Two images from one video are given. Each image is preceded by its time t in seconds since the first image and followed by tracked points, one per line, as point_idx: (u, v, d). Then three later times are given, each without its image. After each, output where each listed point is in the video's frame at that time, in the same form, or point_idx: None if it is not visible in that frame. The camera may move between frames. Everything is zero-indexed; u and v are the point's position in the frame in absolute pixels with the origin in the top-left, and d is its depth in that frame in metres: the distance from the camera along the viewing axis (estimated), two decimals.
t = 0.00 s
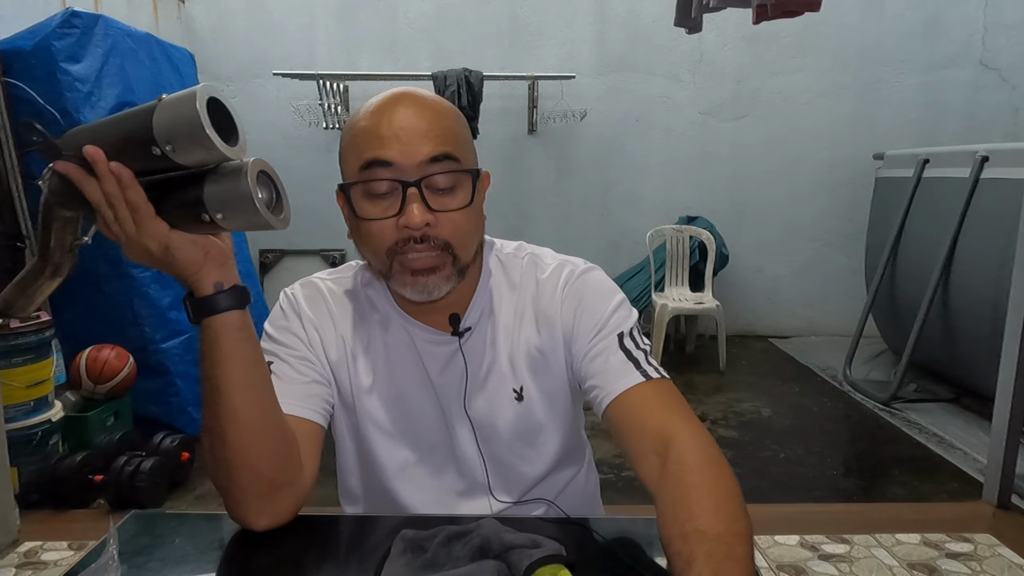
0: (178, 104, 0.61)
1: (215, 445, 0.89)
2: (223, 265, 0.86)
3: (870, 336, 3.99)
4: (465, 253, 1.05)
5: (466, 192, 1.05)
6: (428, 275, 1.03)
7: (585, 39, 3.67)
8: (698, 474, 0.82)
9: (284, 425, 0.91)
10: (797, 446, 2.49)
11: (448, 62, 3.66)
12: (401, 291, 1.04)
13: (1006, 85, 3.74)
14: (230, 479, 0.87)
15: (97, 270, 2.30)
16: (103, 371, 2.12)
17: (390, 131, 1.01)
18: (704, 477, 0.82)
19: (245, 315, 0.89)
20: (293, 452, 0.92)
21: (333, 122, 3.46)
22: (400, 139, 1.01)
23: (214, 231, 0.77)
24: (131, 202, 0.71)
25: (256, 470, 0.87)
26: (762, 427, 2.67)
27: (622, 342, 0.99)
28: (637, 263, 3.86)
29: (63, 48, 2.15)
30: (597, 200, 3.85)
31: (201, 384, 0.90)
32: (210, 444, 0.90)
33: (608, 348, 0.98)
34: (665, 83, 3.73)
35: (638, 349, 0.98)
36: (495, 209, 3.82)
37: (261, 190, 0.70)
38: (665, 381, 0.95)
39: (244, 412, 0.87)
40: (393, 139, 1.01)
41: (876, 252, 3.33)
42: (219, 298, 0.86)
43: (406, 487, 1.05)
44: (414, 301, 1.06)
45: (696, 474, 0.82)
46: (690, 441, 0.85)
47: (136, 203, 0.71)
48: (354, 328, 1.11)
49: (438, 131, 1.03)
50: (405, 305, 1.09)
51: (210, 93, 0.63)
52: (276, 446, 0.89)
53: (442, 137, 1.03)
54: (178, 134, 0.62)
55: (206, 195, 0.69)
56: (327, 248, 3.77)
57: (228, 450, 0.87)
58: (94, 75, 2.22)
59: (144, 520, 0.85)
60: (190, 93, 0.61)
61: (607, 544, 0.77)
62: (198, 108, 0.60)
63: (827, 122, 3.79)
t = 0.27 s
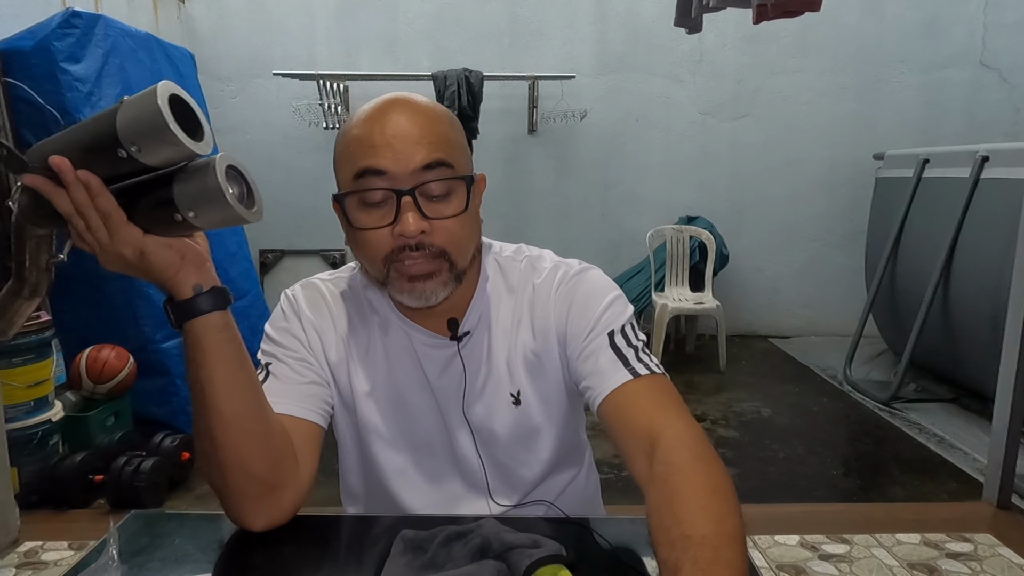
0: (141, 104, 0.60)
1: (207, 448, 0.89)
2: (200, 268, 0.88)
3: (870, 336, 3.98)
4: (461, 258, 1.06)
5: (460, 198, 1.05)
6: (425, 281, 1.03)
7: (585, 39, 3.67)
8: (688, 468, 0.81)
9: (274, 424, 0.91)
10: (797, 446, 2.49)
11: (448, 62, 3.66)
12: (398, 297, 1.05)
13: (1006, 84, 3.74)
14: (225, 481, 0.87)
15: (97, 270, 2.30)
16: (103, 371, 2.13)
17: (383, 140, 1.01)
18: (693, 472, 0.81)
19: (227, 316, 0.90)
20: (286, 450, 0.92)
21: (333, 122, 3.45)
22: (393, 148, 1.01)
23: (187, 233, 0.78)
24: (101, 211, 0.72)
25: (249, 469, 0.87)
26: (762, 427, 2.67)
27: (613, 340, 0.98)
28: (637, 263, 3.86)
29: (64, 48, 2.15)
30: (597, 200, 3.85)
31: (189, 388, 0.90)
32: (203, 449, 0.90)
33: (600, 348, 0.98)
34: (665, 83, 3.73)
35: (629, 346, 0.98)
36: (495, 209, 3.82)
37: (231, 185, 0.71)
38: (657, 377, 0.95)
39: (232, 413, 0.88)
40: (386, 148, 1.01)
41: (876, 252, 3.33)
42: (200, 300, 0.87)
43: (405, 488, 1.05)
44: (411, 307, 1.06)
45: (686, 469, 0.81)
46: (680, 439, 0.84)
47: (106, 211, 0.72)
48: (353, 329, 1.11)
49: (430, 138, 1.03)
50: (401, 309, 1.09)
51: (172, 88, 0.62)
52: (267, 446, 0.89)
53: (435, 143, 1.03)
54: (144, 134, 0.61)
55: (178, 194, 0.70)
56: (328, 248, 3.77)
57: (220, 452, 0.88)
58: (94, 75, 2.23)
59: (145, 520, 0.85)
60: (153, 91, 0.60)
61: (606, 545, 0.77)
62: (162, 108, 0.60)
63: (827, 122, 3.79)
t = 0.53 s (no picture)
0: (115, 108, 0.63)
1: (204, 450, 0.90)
2: (191, 269, 0.89)
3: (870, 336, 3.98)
4: (458, 258, 1.06)
5: (457, 198, 1.05)
6: (422, 280, 1.03)
7: (585, 39, 3.67)
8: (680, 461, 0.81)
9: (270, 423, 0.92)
10: (797, 446, 2.49)
11: (448, 62, 3.66)
12: (396, 297, 1.05)
13: (1006, 85, 3.74)
14: (222, 481, 0.88)
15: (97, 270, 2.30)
16: (103, 371, 2.13)
17: (380, 141, 1.01)
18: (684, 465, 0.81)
19: (218, 316, 0.91)
20: (282, 449, 0.92)
21: (333, 122, 3.45)
22: (389, 149, 1.01)
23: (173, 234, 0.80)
24: (88, 214, 0.74)
25: (245, 469, 0.87)
26: (762, 427, 2.67)
27: (606, 335, 0.98)
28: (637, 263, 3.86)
29: (64, 48, 2.15)
30: (597, 200, 3.85)
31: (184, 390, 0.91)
32: (200, 451, 0.90)
33: (593, 343, 0.97)
34: (665, 83, 3.73)
35: (623, 341, 0.97)
36: (495, 209, 3.82)
37: (210, 188, 0.73)
38: (652, 371, 0.95)
39: (226, 413, 0.88)
40: (382, 149, 1.01)
41: (876, 252, 3.33)
42: (191, 301, 0.88)
43: (403, 488, 1.05)
44: (409, 307, 1.06)
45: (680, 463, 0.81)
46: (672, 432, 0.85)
47: (93, 214, 0.75)
48: (350, 330, 1.11)
49: (427, 139, 1.03)
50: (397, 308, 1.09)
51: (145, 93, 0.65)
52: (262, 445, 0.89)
53: (431, 143, 1.03)
54: (118, 137, 0.64)
55: (158, 198, 0.72)
56: (328, 248, 3.77)
57: (217, 453, 0.88)
58: (94, 75, 2.23)
59: (145, 520, 0.85)
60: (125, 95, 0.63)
61: (606, 544, 0.77)
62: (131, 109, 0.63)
63: (827, 122, 3.79)
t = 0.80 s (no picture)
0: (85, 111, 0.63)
1: (205, 450, 0.89)
2: (189, 269, 0.89)
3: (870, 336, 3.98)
4: (456, 250, 1.07)
5: (454, 188, 1.07)
6: (419, 271, 1.03)
7: (585, 39, 3.67)
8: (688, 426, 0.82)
9: (270, 423, 0.91)
10: (797, 446, 2.49)
11: (448, 62, 3.66)
12: (394, 291, 1.05)
13: (1006, 84, 3.74)
14: (222, 480, 0.88)
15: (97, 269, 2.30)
16: (103, 371, 2.12)
17: (377, 132, 1.04)
18: (693, 428, 0.81)
19: (218, 315, 0.91)
20: (283, 448, 0.92)
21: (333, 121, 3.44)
22: (387, 139, 1.03)
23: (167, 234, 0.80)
24: (85, 216, 0.75)
25: (245, 468, 0.87)
26: (762, 427, 2.67)
27: (616, 327, 1.00)
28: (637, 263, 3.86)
29: (64, 48, 2.15)
30: (597, 200, 3.85)
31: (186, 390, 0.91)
32: (200, 449, 0.90)
33: (602, 334, 1.00)
34: (665, 83, 3.73)
35: (632, 332, 1.00)
36: (495, 209, 3.82)
37: (192, 186, 0.73)
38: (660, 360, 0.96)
39: (226, 411, 0.88)
40: (380, 139, 1.03)
41: (876, 252, 3.33)
42: (189, 301, 0.88)
43: (405, 487, 1.04)
44: (408, 301, 1.06)
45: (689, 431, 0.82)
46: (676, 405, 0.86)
47: (90, 216, 0.75)
48: (352, 328, 1.11)
49: (423, 130, 1.05)
50: (399, 305, 1.10)
51: (115, 94, 0.65)
52: (262, 444, 0.89)
53: (427, 134, 1.05)
54: (88, 141, 0.65)
55: (139, 200, 0.72)
56: (328, 248, 3.78)
57: (217, 451, 0.88)
58: (94, 75, 2.22)
59: (145, 520, 0.85)
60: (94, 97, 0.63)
61: (606, 543, 0.77)
62: (98, 113, 0.63)
63: (827, 122, 3.79)
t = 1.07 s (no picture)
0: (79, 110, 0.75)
1: (205, 447, 0.89)
2: (193, 268, 0.93)
3: (870, 336, 3.98)
4: (464, 245, 1.06)
5: (464, 183, 1.08)
6: (427, 267, 1.04)
7: (586, 39, 3.67)
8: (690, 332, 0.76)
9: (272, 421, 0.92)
10: (798, 446, 2.49)
11: (448, 62, 3.66)
12: (402, 286, 1.06)
13: (1007, 84, 3.74)
14: (223, 478, 0.88)
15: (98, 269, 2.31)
16: (104, 371, 2.13)
17: (389, 126, 1.05)
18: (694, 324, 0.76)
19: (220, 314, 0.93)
20: (285, 447, 0.92)
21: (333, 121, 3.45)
22: (398, 133, 1.05)
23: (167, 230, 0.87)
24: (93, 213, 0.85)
25: (246, 467, 0.87)
26: (762, 427, 2.67)
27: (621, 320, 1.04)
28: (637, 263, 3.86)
29: (64, 48, 2.15)
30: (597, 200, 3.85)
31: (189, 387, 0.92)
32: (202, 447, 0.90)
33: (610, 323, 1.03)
34: (666, 83, 3.74)
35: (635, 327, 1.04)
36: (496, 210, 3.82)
37: (183, 180, 0.81)
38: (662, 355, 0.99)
39: (228, 409, 0.89)
40: (392, 133, 1.05)
41: (877, 252, 3.33)
42: (193, 298, 0.91)
43: (413, 483, 1.04)
44: (415, 297, 1.08)
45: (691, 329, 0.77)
46: (666, 290, 0.69)
47: (98, 213, 0.85)
48: (358, 326, 1.12)
49: (434, 126, 1.06)
50: (404, 303, 1.11)
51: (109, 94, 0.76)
52: (264, 443, 0.90)
53: (438, 130, 1.07)
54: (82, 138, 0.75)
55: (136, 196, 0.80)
56: (328, 248, 3.78)
57: (218, 450, 0.88)
58: (94, 75, 2.23)
59: (145, 520, 0.85)
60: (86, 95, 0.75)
61: (606, 544, 0.77)
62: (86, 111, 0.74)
63: (828, 122, 3.79)
